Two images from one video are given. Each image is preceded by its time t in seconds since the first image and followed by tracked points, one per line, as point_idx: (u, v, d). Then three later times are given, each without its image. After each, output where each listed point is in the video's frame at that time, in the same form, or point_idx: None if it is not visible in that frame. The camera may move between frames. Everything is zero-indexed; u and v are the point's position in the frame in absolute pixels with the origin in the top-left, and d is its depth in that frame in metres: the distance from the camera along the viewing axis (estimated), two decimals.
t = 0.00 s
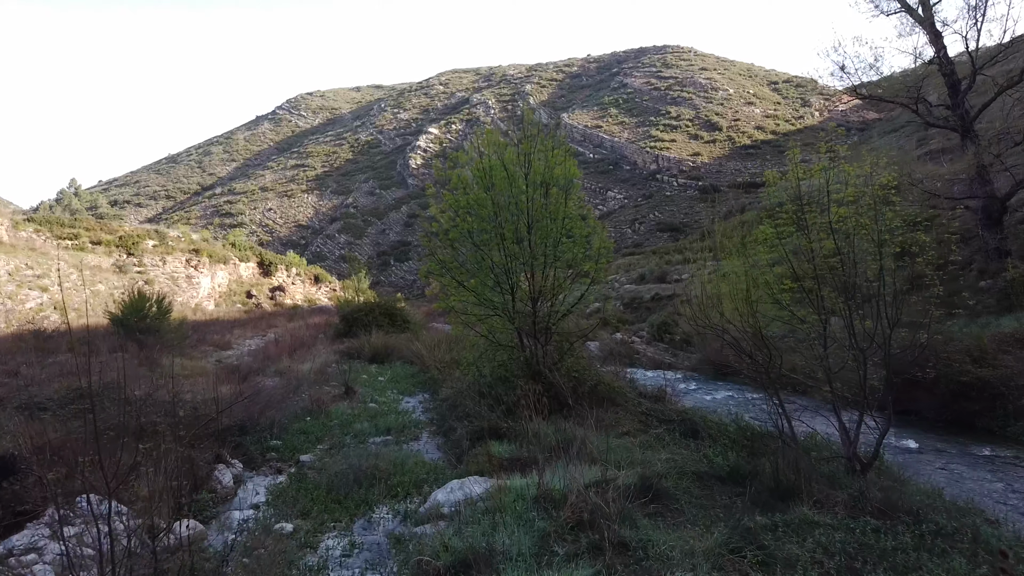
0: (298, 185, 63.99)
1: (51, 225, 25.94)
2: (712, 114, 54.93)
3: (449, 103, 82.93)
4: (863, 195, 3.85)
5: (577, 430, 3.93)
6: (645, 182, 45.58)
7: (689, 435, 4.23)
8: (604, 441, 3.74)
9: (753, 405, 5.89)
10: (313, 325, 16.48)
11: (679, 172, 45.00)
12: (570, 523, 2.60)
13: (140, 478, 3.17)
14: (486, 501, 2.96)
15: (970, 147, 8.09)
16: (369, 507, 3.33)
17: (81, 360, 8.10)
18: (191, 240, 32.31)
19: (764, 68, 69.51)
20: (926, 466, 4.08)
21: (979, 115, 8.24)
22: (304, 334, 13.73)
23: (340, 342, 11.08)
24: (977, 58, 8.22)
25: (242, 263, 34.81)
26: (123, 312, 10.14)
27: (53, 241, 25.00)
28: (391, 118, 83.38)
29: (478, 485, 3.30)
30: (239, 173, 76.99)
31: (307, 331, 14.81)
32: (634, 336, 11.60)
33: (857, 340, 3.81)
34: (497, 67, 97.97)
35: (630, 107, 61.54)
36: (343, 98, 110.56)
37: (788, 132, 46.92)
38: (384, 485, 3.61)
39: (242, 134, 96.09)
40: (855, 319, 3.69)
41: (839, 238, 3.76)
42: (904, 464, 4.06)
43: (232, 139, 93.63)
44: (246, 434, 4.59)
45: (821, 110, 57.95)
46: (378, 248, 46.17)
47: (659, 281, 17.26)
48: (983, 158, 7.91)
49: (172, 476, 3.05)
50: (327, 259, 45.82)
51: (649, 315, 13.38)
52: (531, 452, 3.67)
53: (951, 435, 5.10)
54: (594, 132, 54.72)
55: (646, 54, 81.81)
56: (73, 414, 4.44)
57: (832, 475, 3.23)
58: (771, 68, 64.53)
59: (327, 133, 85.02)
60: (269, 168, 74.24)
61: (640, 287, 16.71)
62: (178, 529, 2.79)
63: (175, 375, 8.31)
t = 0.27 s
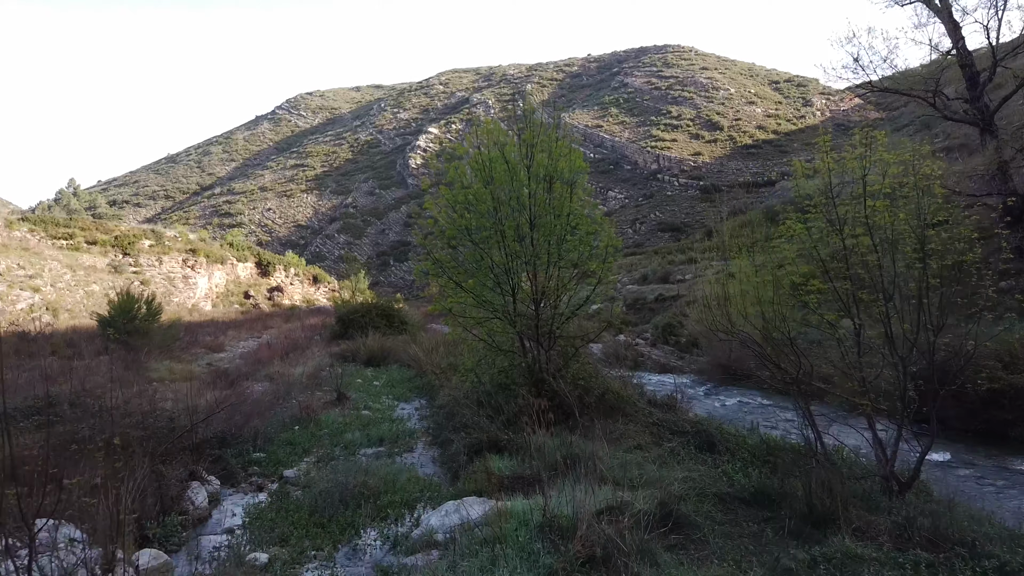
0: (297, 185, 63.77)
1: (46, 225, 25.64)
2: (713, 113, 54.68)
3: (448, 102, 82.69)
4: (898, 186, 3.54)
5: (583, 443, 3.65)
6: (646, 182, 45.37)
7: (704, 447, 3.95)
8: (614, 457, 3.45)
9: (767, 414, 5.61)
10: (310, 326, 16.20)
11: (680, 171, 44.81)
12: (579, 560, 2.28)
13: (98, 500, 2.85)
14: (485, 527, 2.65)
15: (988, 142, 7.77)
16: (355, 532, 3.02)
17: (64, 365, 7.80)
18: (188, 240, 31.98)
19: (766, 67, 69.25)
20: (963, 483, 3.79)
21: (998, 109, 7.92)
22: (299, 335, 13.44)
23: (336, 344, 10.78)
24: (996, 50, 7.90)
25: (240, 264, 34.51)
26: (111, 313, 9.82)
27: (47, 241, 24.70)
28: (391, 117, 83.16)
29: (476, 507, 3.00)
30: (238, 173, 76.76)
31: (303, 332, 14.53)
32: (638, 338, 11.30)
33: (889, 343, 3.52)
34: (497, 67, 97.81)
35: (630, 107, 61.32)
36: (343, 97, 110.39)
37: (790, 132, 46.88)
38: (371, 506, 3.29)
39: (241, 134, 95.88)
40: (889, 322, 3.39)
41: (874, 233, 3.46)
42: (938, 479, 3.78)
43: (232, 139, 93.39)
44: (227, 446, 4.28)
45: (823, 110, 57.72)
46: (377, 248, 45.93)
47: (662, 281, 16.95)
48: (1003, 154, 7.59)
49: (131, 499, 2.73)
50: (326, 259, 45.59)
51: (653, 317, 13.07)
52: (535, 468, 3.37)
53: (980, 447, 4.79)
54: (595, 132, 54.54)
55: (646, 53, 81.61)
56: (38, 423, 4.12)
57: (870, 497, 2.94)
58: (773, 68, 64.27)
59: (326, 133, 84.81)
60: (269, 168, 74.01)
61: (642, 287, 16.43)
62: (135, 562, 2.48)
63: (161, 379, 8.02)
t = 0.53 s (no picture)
0: (297, 185, 63.65)
1: (41, 225, 25.38)
2: (714, 113, 54.51)
3: (448, 102, 82.52)
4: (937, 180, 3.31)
5: (591, 460, 3.40)
6: (646, 182, 45.30)
7: (719, 464, 3.71)
8: (628, 476, 3.18)
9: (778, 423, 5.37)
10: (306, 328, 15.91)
11: (682, 171, 44.69)
12: None
13: (52, 529, 2.57)
14: (485, 559, 2.38)
15: (1006, 140, 7.50)
16: (339, 564, 2.74)
17: (47, 369, 7.52)
18: (185, 240, 31.70)
19: (767, 67, 69.06)
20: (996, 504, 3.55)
21: (1015, 106, 7.64)
22: (295, 337, 13.15)
23: (331, 346, 10.50)
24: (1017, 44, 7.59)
25: (238, 264, 34.27)
26: (99, 316, 9.53)
27: (42, 242, 24.44)
28: (391, 117, 83.06)
29: (475, 533, 2.74)
30: (237, 173, 76.63)
31: (299, 334, 14.24)
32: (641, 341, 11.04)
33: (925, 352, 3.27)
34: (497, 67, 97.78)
35: (631, 106, 61.19)
36: (343, 98, 110.33)
37: (792, 132, 47.20)
38: (359, 531, 3.01)
39: (241, 134, 95.73)
40: (926, 328, 3.14)
41: (910, 231, 3.23)
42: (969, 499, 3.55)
43: (231, 139, 93.23)
44: (208, 461, 4.00)
45: (824, 110, 57.57)
46: (376, 248, 45.78)
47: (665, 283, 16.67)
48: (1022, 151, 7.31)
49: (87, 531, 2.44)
50: (325, 259, 45.35)
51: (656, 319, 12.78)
52: (538, 489, 3.11)
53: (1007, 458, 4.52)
54: (595, 132, 54.56)
55: (647, 53, 81.44)
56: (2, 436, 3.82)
57: (908, 525, 2.70)
58: (774, 68, 64.07)
59: (326, 133, 84.61)
60: (268, 168, 73.86)
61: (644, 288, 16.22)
62: None
63: (148, 385, 7.74)
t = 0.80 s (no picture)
0: (296, 185, 63.48)
1: (36, 226, 25.10)
2: (715, 113, 54.34)
3: (449, 102, 82.48)
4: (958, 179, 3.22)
5: (600, 489, 3.15)
6: (647, 182, 45.27)
7: (736, 493, 3.46)
8: (639, 509, 2.93)
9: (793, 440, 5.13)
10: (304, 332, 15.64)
11: (683, 171, 44.88)
12: None
13: None
14: None
15: None
16: None
17: (28, 379, 7.23)
18: (182, 241, 31.42)
19: (767, 67, 68.98)
20: None
21: None
22: (290, 342, 12.86)
23: (327, 353, 10.23)
24: None
25: (236, 265, 34.01)
26: (86, 322, 9.25)
27: (37, 243, 24.17)
28: (390, 117, 82.94)
29: None
30: (237, 173, 76.42)
31: (294, 338, 13.96)
32: (645, 347, 10.77)
33: (962, 372, 3.03)
34: (497, 67, 97.69)
35: (631, 106, 61.04)
36: (342, 97, 110.23)
37: (794, 133, 47.97)
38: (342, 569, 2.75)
39: (240, 134, 95.50)
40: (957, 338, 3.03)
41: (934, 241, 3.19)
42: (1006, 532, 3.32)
43: (230, 139, 92.99)
44: (185, 485, 3.74)
45: (824, 110, 57.58)
46: (376, 249, 45.61)
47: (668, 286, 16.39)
48: None
49: None
50: (324, 260, 45.16)
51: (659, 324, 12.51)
52: (545, 523, 2.86)
53: None
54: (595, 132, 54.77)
55: (647, 53, 81.33)
56: None
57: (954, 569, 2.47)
58: (774, 67, 63.98)
59: (326, 133, 84.47)
60: (268, 168, 73.68)
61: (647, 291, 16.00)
62: None
63: (133, 394, 7.46)
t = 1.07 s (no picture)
0: (296, 186, 63.27)
1: (30, 229, 24.78)
2: (716, 113, 54.14)
3: (449, 102, 82.29)
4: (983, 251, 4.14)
5: (611, 543, 2.88)
6: (647, 183, 45.34)
7: (758, 545, 3.25)
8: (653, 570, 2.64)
9: (811, 472, 4.83)
10: (300, 340, 15.35)
11: (684, 172, 44.98)
12: None
13: None
14: None
15: None
16: None
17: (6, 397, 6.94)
18: (178, 243, 31.11)
19: (769, 67, 68.77)
20: None
21: None
22: (284, 352, 12.52)
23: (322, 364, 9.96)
24: None
25: (233, 268, 33.72)
26: (70, 334, 8.93)
27: (31, 246, 23.85)
28: (390, 118, 82.78)
29: None
30: (236, 174, 76.20)
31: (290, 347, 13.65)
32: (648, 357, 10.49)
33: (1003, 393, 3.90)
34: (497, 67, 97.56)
35: (632, 106, 60.86)
36: (342, 97, 110.07)
37: (796, 135, 48.57)
38: None
39: (239, 134, 95.23)
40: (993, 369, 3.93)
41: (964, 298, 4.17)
42: None
43: (229, 140, 92.72)
44: (154, 530, 3.44)
45: (825, 111, 57.43)
46: (375, 251, 45.40)
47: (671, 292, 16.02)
48: None
49: None
50: (323, 261, 44.95)
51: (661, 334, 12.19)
52: None
53: None
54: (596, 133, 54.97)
55: (648, 53, 81.19)
56: None
57: None
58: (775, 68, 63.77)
59: (326, 134, 84.28)
60: (267, 169, 73.47)
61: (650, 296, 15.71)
62: None
63: (116, 412, 7.14)
